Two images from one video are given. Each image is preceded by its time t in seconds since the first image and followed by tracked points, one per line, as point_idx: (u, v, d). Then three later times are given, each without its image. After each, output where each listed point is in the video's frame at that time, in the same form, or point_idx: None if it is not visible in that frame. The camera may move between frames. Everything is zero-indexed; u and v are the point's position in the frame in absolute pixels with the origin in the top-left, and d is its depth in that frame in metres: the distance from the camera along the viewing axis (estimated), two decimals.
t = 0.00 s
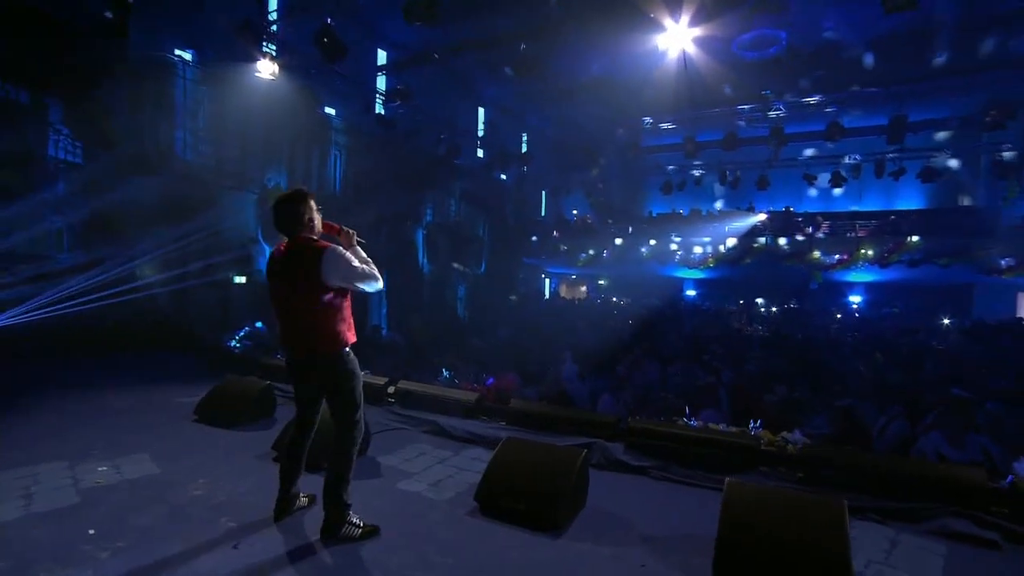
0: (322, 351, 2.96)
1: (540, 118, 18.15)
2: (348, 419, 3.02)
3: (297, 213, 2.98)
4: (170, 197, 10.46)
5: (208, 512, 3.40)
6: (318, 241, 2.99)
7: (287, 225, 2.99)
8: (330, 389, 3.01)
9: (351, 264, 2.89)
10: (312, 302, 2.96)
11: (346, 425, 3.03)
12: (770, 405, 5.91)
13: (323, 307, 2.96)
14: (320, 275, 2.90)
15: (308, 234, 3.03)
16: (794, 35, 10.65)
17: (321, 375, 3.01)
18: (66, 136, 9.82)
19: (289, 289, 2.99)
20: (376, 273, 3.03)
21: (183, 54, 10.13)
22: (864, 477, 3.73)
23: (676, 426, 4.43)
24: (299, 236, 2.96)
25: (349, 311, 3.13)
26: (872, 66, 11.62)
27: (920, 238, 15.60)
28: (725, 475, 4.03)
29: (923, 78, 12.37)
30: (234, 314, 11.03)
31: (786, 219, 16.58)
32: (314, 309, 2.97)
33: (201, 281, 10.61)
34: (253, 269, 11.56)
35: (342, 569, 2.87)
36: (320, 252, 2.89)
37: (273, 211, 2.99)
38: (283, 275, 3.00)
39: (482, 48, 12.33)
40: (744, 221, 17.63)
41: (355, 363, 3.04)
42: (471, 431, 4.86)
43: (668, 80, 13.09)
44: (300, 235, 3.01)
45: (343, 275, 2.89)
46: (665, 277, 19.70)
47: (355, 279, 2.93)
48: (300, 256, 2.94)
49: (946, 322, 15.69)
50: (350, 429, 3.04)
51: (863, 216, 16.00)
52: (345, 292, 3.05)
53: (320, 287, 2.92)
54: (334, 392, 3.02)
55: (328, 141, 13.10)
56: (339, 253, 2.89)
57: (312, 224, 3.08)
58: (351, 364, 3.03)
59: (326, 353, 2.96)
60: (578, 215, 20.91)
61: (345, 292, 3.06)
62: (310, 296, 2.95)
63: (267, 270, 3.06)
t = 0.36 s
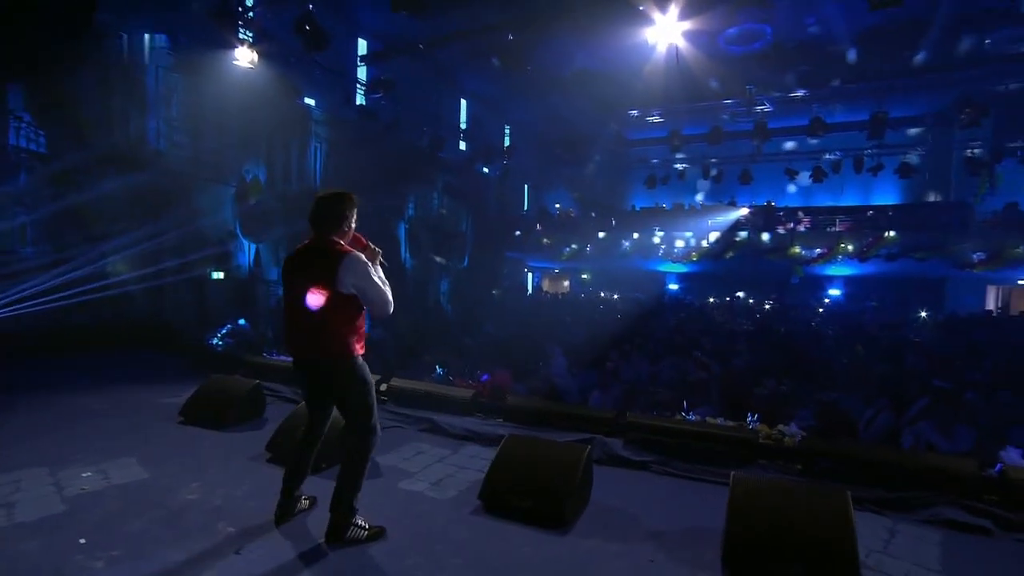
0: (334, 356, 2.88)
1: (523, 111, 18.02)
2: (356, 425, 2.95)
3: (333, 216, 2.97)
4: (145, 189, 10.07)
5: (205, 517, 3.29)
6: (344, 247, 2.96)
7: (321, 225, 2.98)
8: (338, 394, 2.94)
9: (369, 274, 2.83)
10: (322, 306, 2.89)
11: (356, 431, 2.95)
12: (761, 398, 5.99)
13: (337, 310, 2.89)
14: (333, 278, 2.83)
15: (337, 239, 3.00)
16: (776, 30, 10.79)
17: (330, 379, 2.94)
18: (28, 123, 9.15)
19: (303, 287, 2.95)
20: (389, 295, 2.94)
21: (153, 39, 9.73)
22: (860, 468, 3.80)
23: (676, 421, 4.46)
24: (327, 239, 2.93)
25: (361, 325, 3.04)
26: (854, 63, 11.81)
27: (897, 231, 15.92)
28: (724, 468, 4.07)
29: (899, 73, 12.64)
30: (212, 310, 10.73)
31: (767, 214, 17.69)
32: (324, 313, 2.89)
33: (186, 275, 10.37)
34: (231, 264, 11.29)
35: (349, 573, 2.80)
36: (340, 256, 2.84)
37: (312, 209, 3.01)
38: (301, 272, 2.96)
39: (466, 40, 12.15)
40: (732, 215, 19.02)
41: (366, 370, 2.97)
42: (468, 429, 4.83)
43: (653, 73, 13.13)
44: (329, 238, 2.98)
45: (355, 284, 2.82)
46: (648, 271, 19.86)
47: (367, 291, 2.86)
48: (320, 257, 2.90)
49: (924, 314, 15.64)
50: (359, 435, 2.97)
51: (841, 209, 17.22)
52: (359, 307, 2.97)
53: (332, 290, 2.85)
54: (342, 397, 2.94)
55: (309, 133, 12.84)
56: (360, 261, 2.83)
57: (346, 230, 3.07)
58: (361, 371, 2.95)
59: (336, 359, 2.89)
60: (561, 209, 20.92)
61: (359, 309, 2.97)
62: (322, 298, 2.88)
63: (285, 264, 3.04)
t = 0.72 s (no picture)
0: (332, 358, 2.81)
1: (506, 103, 17.93)
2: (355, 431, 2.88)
3: (339, 220, 2.91)
4: (114, 181, 9.60)
5: (202, 520, 3.20)
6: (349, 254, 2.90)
7: (327, 229, 2.92)
8: (337, 400, 2.87)
9: (371, 285, 2.77)
10: (321, 310, 2.83)
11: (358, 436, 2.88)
12: (750, 391, 6.10)
13: (337, 317, 2.83)
14: (335, 284, 2.78)
15: (343, 244, 2.94)
16: (761, 25, 10.92)
17: (328, 385, 2.86)
18: None
19: (303, 292, 2.89)
20: (387, 307, 2.85)
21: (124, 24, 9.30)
22: (857, 460, 3.85)
23: (672, 417, 4.49)
24: (331, 243, 2.87)
25: (360, 330, 2.97)
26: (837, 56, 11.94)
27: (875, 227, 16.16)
28: (720, 462, 4.13)
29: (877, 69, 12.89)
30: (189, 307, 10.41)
31: (749, 207, 17.72)
32: (323, 317, 2.83)
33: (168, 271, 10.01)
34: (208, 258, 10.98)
35: None
36: (344, 262, 2.79)
37: (320, 212, 2.95)
38: (302, 276, 2.90)
39: (450, 31, 11.96)
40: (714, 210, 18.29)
41: (365, 377, 2.89)
42: (464, 426, 4.80)
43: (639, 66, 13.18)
44: (334, 243, 2.92)
45: (356, 294, 2.77)
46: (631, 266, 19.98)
47: (367, 301, 2.80)
48: (323, 262, 2.84)
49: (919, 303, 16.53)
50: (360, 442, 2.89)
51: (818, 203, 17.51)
52: (357, 315, 2.91)
53: (332, 296, 2.80)
54: (341, 403, 2.87)
55: (288, 123, 12.58)
56: (362, 269, 2.77)
57: (352, 235, 3.01)
58: (360, 378, 2.88)
59: (333, 361, 2.80)
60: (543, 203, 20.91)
61: (358, 321, 2.93)
62: (322, 303, 2.82)
63: (288, 264, 2.98)
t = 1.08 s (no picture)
0: (326, 353, 2.70)
1: (490, 96, 17.81)
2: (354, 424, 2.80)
3: (311, 212, 2.76)
4: (85, 174, 9.11)
5: (198, 526, 3.10)
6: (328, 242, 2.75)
7: (301, 223, 2.76)
8: (333, 396, 2.78)
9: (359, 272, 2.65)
10: (308, 305, 2.69)
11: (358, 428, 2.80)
12: (740, 385, 6.19)
13: (326, 310, 2.70)
14: (321, 276, 2.64)
15: (318, 233, 2.79)
16: (747, 19, 11.08)
17: (322, 381, 2.77)
18: None
19: (285, 288, 2.73)
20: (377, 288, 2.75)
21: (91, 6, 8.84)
22: (854, 453, 3.88)
23: (669, 411, 4.50)
24: (308, 234, 2.72)
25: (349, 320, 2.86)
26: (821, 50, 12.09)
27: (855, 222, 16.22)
28: (719, 456, 4.17)
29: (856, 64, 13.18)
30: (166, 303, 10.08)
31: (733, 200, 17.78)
32: (311, 312, 2.70)
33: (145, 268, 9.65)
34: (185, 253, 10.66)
35: None
36: (326, 252, 2.64)
37: (289, 208, 2.79)
38: (281, 274, 2.74)
39: (435, 21, 11.78)
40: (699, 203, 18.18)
41: (360, 368, 2.81)
42: (460, 424, 4.75)
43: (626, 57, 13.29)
44: (308, 233, 2.76)
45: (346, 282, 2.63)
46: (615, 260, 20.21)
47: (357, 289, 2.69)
48: (303, 254, 2.69)
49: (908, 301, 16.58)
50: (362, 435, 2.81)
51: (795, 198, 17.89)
52: (346, 303, 2.78)
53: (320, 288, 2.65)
54: (339, 398, 2.79)
55: (266, 113, 12.29)
56: (346, 255, 2.64)
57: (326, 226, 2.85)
58: (356, 369, 2.79)
59: (328, 356, 2.70)
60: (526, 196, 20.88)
61: (346, 306, 2.78)
62: (311, 298, 2.68)
63: (262, 266, 2.82)
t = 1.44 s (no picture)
0: (317, 349, 2.57)
1: (475, 89, 17.68)
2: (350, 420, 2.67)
3: (296, 197, 2.62)
4: (57, 167, 8.62)
5: (195, 532, 3.00)
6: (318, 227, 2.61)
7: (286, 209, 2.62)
8: (326, 393, 2.65)
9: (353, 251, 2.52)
10: (301, 297, 2.57)
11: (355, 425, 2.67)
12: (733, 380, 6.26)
13: (319, 299, 2.57)
14: (315, 262, 2.52)
15: (307, 219, 2.65)
16: (736, 15, 11.13)
17: (315, 377, 2.64)
18: None
19: (277, 279, 2.61)
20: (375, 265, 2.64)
21: None
22: (853, 448, 3.92)
23: (667, 408, 4.50)
24: (297, 222, 2.59)
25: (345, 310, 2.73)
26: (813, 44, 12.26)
27: (839, 218, 16.29)
28: (719, 452, 4.19)
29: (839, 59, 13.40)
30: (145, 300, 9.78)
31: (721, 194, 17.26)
32: (305, 304, 2.58)
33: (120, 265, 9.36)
34: (163, 248, 10.35)
35: None
36: (317, 236, 2.52)
37: (273, 195, 2.65)
38: (271, 266, 2.61)
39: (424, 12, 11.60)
40: (686, 199, 17.59)
41: (352, 362, 2.66)
42: (457, 422, 4.70)
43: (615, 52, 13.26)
44: (297, 219, 2.63)
45: (342, 264, 2.50)
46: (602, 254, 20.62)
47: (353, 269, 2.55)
48: (294, 242, 2.56)
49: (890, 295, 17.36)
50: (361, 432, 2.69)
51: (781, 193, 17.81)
52: (341, 289, 2.66)
53: (317, 273, 2.54)
54: (332, 395, 2.65)
55: (247, 104, 11.88)
56: (338, 238, 2.51)
57: (313, 210, 2.71)
58: (348, 363, 2.65)
59: (321, 352, 2.58)
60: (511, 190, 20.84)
61: (340, 284, 2.64)
62: (303, 288, 2.56)
63: (251, 259, 2.70)
